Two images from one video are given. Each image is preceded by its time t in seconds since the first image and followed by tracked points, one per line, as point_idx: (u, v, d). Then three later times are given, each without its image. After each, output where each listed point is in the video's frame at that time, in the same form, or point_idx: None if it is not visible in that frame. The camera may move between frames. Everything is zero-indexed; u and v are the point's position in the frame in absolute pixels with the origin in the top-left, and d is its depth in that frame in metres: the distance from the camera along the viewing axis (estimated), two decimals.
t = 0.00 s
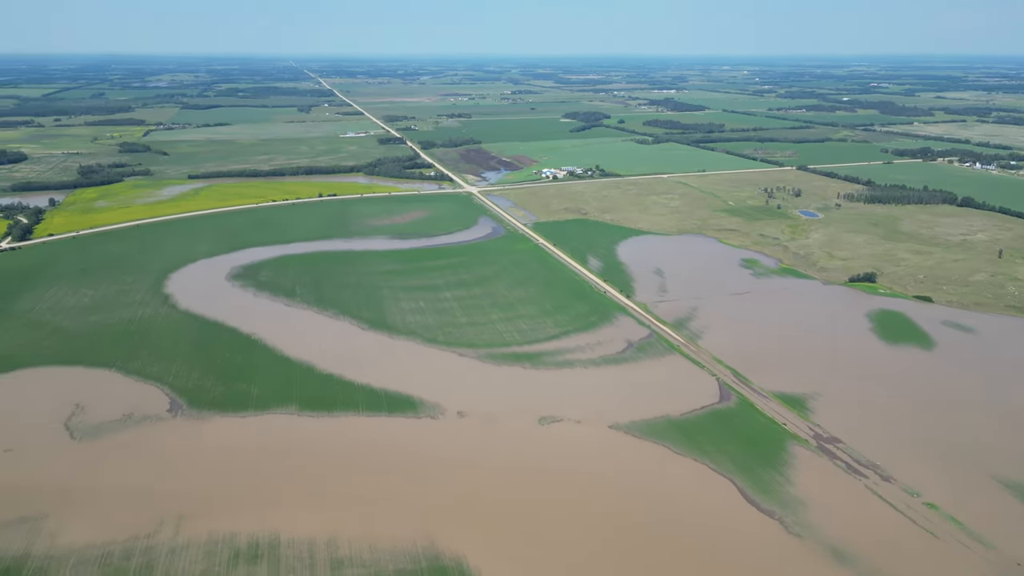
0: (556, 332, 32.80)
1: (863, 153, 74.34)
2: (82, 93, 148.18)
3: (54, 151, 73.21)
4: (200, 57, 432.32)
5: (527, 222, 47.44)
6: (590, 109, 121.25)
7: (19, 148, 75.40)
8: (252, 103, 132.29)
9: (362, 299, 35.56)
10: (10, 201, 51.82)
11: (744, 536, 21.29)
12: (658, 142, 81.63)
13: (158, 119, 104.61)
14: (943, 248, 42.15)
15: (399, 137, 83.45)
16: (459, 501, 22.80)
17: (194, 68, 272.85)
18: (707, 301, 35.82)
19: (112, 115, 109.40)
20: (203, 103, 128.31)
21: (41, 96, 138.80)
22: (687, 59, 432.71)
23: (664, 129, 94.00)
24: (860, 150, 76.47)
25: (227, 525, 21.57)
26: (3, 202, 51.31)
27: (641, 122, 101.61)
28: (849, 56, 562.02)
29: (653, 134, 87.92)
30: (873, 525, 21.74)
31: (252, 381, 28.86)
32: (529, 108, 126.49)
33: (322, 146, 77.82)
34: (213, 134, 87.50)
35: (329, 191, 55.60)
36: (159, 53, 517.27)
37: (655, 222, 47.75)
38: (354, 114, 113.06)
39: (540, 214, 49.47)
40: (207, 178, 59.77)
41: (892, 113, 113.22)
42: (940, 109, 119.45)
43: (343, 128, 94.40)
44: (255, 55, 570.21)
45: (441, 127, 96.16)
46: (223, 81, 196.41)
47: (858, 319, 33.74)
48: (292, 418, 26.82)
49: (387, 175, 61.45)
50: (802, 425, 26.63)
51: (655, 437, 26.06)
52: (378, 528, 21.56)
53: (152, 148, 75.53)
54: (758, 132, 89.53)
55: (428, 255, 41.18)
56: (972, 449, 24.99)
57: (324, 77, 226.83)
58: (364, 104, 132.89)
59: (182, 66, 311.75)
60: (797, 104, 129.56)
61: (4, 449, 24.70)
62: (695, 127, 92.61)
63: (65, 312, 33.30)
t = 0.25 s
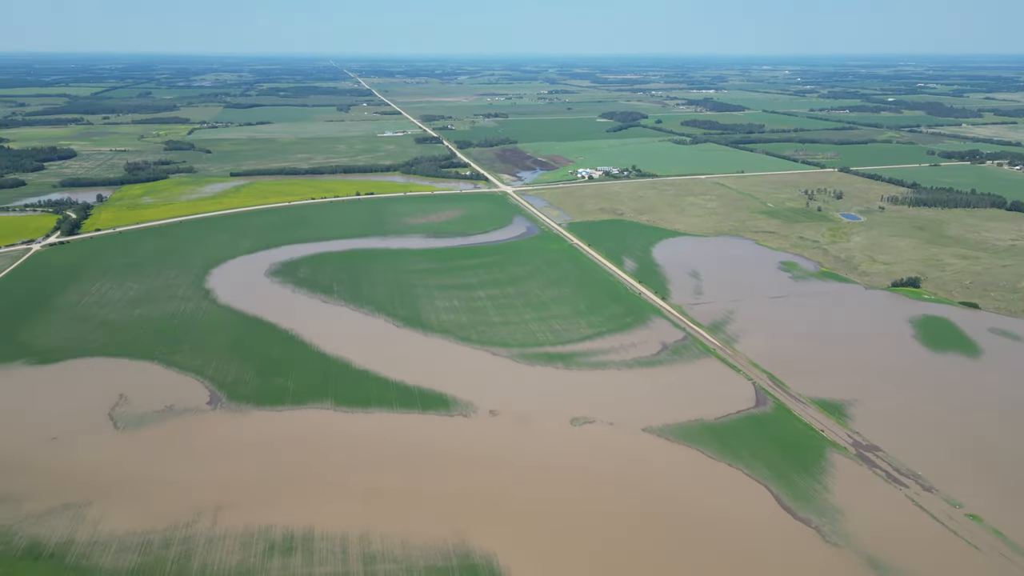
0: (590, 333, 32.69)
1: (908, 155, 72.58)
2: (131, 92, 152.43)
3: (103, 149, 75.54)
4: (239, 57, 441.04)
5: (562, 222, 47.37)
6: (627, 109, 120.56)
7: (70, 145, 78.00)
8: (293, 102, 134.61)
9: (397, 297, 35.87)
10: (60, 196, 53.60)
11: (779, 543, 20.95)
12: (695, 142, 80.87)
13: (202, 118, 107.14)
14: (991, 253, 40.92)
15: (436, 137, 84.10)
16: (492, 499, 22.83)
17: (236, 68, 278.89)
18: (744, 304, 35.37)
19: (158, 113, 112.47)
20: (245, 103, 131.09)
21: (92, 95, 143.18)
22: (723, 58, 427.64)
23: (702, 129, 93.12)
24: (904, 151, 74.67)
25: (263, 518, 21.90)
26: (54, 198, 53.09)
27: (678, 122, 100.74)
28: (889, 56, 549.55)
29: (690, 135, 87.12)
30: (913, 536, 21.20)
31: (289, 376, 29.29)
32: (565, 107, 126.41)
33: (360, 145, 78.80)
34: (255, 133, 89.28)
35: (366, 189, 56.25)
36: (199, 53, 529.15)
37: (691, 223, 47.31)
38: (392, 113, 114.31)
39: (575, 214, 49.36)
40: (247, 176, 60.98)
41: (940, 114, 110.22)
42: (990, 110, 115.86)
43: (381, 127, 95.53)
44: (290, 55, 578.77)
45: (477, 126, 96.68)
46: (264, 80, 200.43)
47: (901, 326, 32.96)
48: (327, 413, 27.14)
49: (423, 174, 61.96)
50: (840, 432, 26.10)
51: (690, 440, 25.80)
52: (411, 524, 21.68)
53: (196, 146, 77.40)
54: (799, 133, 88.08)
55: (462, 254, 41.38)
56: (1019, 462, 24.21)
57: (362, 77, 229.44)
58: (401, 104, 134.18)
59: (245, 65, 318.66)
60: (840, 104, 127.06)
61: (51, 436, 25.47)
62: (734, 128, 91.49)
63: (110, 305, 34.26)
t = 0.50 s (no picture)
0: (626, 334, 32.51)
1: (958, 158, 70.45)
2: (180, 91, 156.79)
3: (152, 146, 77.82)
4: (279, 56, 449.27)
5: (599, 222, 47.18)
6: (667, 109, 119.41)
7: (122, 142, 80.61)
8: (335, 101, 136.66)
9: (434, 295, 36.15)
10: (111, 192, 55.37)
11: (817, 551, 20.57)
12: (736, 143, 79.82)
13: (248, 116, 109.56)
14: None
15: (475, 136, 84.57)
16: (526, 499, 22.85)
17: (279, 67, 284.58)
18: (784, 308, 34.80)
19: (206, 112, 115.36)
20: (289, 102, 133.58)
21: (143, 94, 147.33)
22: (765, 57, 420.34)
23: (744, 130, 91.79)
24: (954, 154, 72.48)
25: (299, 510, 22.26)
26: (105, 193, 54.86)
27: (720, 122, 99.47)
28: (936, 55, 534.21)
29: (732, 135, 86.01)
30: (957, 549, 20.61)
31: (327, 371, 29.71)
32: (604, 107, 125.79)
33: (400, 144, 79.64)
34: (297, 131, 90.91)
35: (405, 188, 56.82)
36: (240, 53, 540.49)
37: (732, 225, 46.71)
38: (431, 113, 115.20)
39: (613, 215, 49.13)
40: (289, 173, 62.13)
41: (995, 116, 106.55)
42: None
43: (421, 126, 96.37)
44: (328, 54, 586.63)
45: (515, 126, 96.84)
46: (308, 80, 204.01)
47: (948, 333, 32.04)
48: (364, 408, 27.46)
49: (461, 173, 62.35)
50: (883, 441, 25.47)
51: (727, 445, 25.47)
52: (444, 521, 21.80)
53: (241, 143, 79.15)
54: (845, 134, 86.22)
55: (498, 253, 41.50)
56: None
57: (401, 76, 231.53)
58: (441, 103, 135.06)
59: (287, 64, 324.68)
60: (889, 105, 123.75)
61: (99, 425, 26.28)
62: (777, 128, 90.00)
63: (156, 297, 35.23)
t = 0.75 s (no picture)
0: (664, 336, 32.23)
1: (1015, 161, 67.99)
2: (229, 90, 160.68)
3: (201, 144, 79.90)
4: (320, 56, 456.99)
5: (638, 223, 46.85)
6: (711, 109, 117.89)
7: (172, 139, 82.99)
8: (377, 100, 138.37)
9: (472, 293, 36.33)
10: (161, 188, 57.02)
11: (858, 563, 20.09)
12: (781, 144, 78.47)
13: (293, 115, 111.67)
14: None
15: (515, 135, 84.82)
16: (561, 499, 22.82)
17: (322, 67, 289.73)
18: (828, 313, 34.07)
19: (253, 110, 117.92)
20: (333, 101, 135.74)
21: (193, 93, 151.25)
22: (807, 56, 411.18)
23: (788, 131, 90.12)
24: (1011, 157, 69.95)
25: (336, 504, 22.56)
26: (155, 190, 56.53)
27: (764, 123, 97.90)
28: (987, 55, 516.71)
29: (776, 136, 84.54)
30: (1008, 566, 19.89)
31: (366, 367, 30.06)
32: (645, 107, 124.84)
33: (441, 143, 80.28)
34: (340, 130, 92.32)
35: (445, 187, 57.24)
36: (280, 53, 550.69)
37: (775, 228, 45.93)
38: (471, 112, 115.76)
39: (653, 216, 48.76)
40: (332, 171, 63.15)
41: None
42: None
43: (462, 125, 96.95)
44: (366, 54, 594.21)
45: (555, 126, 96.76)
46: (351, 79, 207.06)
47: (1002, 343, 30.98)
48: (400, 405, 27.70)
49: (501, 173, 62.59)
50: (929, 451, 24.75)
51: (766, 451, 25.03)
52: (479, 519, 21.89)
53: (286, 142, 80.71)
54: (895, 136, 83.99)
55: (536, 253, 41.51)
56: None
57: (447, 75, 233.70)
58: (481, 103, 135.63)
59: (328, 64, 330.32)
60: (943, 107, 119.97)
61: (146, 414, 27.04)
62: (824, 129, 88.17)
63: (201, 291, 36.13)
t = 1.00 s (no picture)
0: (704, 340, 31.86)
1: None
2: (276, 89, 164.05)
3: (248, 142, 81.75)
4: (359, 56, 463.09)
5: (679, 225, 46.44)
6: (755, 110, 116.04)
7: (221, 138, 85.08)
8: (419, 100, 139.72)
9: (510, 293, 36.42)
10: (208, 185, 58.44)
11: None
12: (826, 146, 76.92)
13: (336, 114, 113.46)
14: None
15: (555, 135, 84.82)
16: (597, 500, 22.72)
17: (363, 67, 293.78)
18: (874, 319, 33.26)
19: (298, 110, 120.24)
20: (375, 100, 137.44)
21: (241, 92, 154.90)
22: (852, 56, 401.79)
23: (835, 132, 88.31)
24: None
25: (373, 498, 22.81)
26: (203, 187, 57.97)
27: (810, 124, 95.97)
28: None
29: (822, 137, 82.89)
30: None
31: (404, 364, 30.34)
32: (687, 107, 123.58)
33: (481, 143, 80.68)
34: (382, 129, 93.49)
35: (485, 186, 57.52)
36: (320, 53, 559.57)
37: (820, 231, 45.02)
38: (511, 112, 116.12)
39: (694, 217, 48.25)
40: (374, 170, 63.97)
41: None
42: None
43: (502, 125, 97.29)
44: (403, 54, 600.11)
45: (595, 126, 96.49)
46: (394, 79, 209.49)
47: None
48: (437, 402, 27.89)
49: (540, 172, 62.65)
50: (979, 464, 23.98)
51: (807, 459, 24.54)
52: (514, 518, 21.91)
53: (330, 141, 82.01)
54: (947, 138, 81.51)
55: (574, 254, 41.42)
56: None
57: (488, 75, 234.73)
58: (521, 102, 136.00)
59: (369, 63, 334.76)
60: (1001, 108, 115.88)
61: (191, 406, 27.70)
62: (872, 131, 86.03)
63: (245, 286, 36.92)
